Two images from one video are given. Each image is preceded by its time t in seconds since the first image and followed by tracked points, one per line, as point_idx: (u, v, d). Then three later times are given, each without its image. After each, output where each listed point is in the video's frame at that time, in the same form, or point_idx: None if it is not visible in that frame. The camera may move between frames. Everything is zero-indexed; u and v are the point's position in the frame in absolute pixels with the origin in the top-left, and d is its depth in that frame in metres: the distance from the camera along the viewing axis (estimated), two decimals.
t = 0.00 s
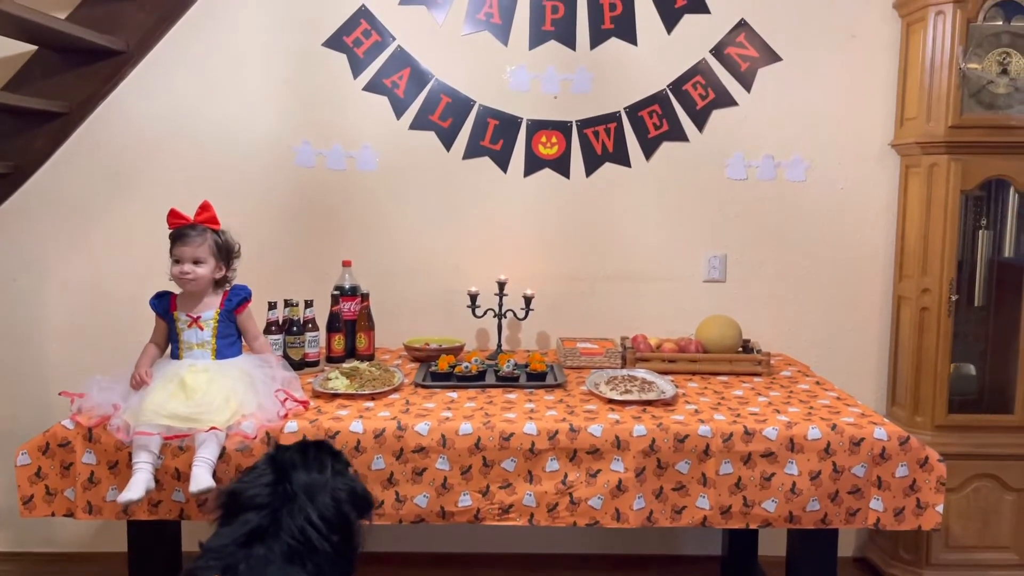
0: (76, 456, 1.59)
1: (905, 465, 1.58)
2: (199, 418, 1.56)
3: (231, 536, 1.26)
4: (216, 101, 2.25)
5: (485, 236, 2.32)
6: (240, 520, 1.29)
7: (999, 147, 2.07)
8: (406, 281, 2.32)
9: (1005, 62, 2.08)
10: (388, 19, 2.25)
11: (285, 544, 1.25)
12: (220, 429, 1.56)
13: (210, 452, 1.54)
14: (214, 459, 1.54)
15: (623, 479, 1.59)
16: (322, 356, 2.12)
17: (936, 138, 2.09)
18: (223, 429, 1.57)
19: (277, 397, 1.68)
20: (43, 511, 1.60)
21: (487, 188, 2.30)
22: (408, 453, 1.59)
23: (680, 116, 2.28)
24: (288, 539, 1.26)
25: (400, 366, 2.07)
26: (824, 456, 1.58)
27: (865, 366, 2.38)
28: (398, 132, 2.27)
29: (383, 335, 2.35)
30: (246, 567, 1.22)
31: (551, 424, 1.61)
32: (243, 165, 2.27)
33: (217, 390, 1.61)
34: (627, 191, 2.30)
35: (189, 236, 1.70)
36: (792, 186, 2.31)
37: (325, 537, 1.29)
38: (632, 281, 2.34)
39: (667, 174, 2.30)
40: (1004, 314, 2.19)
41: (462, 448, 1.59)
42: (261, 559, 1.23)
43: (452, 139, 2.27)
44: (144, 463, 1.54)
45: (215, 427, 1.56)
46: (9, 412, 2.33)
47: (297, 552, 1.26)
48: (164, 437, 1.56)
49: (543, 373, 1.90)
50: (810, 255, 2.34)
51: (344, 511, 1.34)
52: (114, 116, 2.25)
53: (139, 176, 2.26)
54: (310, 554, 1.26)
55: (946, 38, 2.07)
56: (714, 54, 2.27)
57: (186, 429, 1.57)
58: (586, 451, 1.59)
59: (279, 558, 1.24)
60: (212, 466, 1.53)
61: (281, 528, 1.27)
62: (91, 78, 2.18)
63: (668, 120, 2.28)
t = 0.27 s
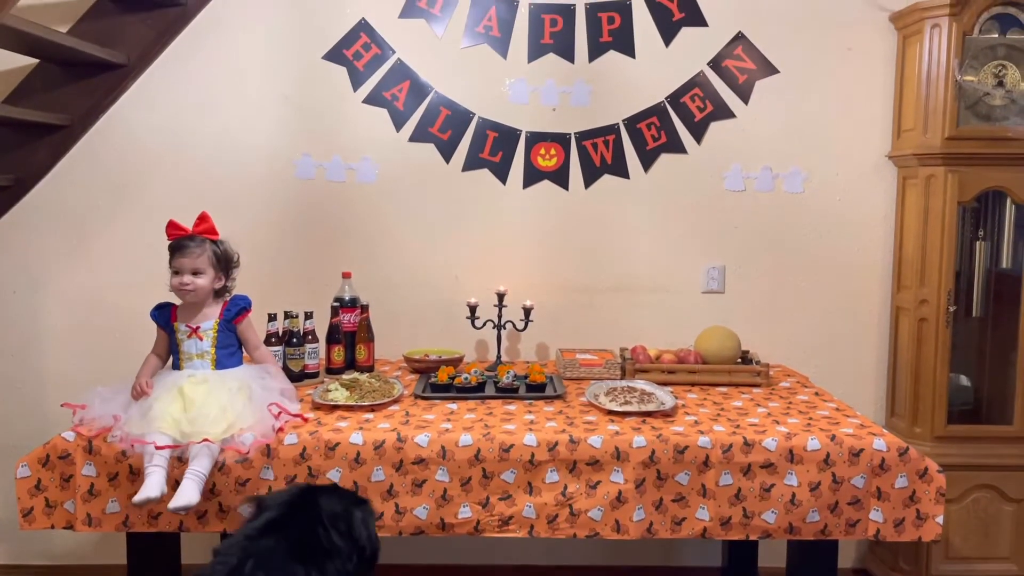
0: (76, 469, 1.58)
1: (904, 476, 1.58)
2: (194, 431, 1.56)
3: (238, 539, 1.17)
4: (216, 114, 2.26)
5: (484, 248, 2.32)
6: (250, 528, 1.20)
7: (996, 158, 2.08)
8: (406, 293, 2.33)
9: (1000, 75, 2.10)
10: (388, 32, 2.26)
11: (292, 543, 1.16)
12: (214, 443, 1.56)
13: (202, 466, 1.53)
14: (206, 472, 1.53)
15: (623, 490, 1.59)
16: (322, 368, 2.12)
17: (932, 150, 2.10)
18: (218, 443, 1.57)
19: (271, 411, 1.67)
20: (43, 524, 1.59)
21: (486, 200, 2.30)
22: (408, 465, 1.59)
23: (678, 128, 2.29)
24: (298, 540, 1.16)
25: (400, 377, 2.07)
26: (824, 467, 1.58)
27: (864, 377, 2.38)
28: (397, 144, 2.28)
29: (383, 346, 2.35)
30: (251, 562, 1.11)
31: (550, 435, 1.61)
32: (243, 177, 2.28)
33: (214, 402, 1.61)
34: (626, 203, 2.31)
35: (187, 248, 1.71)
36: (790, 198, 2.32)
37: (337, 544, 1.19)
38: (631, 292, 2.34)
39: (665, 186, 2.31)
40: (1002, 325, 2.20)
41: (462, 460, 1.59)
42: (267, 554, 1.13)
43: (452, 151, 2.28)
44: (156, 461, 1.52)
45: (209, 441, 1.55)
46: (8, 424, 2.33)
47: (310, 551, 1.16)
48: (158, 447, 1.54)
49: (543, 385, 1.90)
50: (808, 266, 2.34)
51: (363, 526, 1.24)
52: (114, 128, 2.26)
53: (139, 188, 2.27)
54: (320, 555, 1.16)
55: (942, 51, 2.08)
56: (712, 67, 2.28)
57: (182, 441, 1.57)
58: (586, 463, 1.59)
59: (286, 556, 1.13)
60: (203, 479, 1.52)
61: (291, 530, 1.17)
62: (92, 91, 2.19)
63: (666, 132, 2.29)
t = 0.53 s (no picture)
0: (76, 478, 1.58)
1: (905, 485, 1.58)
2: (195, 441, 1.55)
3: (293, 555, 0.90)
4: (217, 123, 2.27)
5: (484, 257, 2.33)
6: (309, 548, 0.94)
7: (995, 168, 2.09)
8: (406, 302, 2.33)
9: (998, 85, 2.11)
10: (388, 43, 2.27)
11: None
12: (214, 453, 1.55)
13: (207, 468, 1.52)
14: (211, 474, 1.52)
15: (623, 500, 1.59)
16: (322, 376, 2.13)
17: (931, 159, 2.11)
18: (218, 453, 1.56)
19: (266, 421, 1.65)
20: (42, 534, 1.59)
21: (486, 209, 2.31)
22: (408, 474, 1.59)
23: (678, 138, 2.30)
24: None
25: (400, 386, 2.07)
26: (824, 476, 1.59)
27: (864, 386, 2.38)
28: (398, 154, 2.29)
29: (382, 355, 2.35)
30: None
31: (551, 444, 1.61)
32: (244, 186, 2.29)
33: (214, 412, 1.61)
34: (626, 212, 2.32)
35: (189, 253, 1.71)
36: (789, 207, 2.32)
37: None
38: (631, 302, 2.35)
39: (665, 195, 2.31)
40: (1002, 334, 2.20)
41: (462, 469, 1.59)
42: None
43: (452, 161, 2.29)
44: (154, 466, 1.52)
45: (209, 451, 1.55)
46: (8, 434, 2.33)
47: None
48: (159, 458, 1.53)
49: (543, 394, 1.90)
50: (808, 276, 2.35)
51: None
52: (115, 138, 2.26)
53: (140, 198, 2.28)
54: None
55: (940, 61, 2.09)
56: (711, 77, 2.29)
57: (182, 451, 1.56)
58: (587, 472, 1.59)
59: None
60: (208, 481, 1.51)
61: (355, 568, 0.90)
62: (92, 101, 2.20)
63: (665, 142, 2.29)
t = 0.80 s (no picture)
0: (77, 486, 1.58)
1: (906, 493, 1.58)
2: (197, 449, 1.55)
3: None
4: (218, 132, 2.28)
5: (485, 265, 2.33)
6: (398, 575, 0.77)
7: (994, 176, 2.09)
8: (406, 310, 2.33)
9: (997, 93, 2.12)
10: (389, 51, 2.28)
11: None
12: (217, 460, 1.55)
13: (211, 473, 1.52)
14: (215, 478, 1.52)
15: (624, 507, 1.59)
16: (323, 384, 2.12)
17: (930, 167, 2.11)
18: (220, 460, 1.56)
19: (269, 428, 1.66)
20: (42, 542, 1.59)
21: (486, 217, 2.31)
22: (408, 482, 1.59)
23: (677, 146, 2.31)
24: None
25: (401, 394, 2.07)
26: (824, 483, 1.58)
27: (864, 393, 2.38)
28: (398, 162, 2.30)
29: (383, 363, 2.35)
30: None
31: (551, 452, 1.61)
32: (245, 194, 2.29)
33: (215, 420, 1.61)
34: (626, 220, 2.32)
35: (191, 262, 1.72)
36: (788, 215, 2.33)
37: None
38: (631, 309, 2.35)
39: (665, 203, 2.32)
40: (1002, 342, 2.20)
41: (462, 477, 1.59)
42: None
43: (452, 169, 2.30)
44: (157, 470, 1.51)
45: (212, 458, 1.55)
46: (8, 442, 2.33)
47: None
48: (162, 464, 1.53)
49: (543, 402, 1.90)
50: (807, 283, 2.35)
51: None
52: (116, 147, 2.27)
53: (140, 206, 2.28)
54: None
55: (939, 69, 2.10)
56: (710, 85, 2.30)
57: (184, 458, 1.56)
58: (587, 480, 1.59)
59: None
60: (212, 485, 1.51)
61: None
62: (92, 110, 2.20)
63: (665, 150, 2.30)
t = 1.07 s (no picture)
0: (77, 494, 1.58)
1: (906, 500, 1.58)
2: (196, 455, 1.55)
3: None
4: (218, 139, 2.29)
5: (485, 272, 2.33)
6: None
7: (993, 183, 2.09)
8: (406, 317, 2.33)
9: (996, 100, 2.12)
10: (389, 59, 2.29)
11: None
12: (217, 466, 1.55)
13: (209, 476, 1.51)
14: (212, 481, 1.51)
15: (624, 515, 1.59)
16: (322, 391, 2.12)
17: (930, 174, 2.12)
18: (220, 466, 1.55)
19: (266, 434, 1.66)
20: (42, 549, 1.59)
21: (486, 224, 2.32)
22: (408, 489, 1.59)
23: (677, 153, 2.31)
24: None
25: (401, 401, 2.07)
26: (824, 491, 1.58)
27: (864, 400, 2.38)
28: (398, 169, 2.30)
29: (383, 370, 2.35)
30: None
31: (551, 459, 1.61)
32: (245, 202, 2.30)
33: (214, 426, 1.61)
34: (626, 227, 2.33)
35: (191, 270, 1.72)
36: (788, 223, 2.33)
37: None
38: (631, 316, 2.35)
39: (665, 210, 2.32)
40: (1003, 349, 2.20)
41: (462, 484, 1.59)
42: None
43: (452, 176, 2.30)
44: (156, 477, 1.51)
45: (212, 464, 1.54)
46: (8, 449, 2.33)
47: None
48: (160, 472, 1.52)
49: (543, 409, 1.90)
50: (807, 290, 2.35)
51: None
52: (118, 154, 2.28)
53: (141, 214, 2.29)
54: None
55: (938, 77, 2.11)
56: (710, 93, 2.31)
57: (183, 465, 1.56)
58: (587, 487, 1.59)
59: None
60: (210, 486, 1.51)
61: None
62: (93, 118, 2.21)
63: (665, 157, 2.31)
